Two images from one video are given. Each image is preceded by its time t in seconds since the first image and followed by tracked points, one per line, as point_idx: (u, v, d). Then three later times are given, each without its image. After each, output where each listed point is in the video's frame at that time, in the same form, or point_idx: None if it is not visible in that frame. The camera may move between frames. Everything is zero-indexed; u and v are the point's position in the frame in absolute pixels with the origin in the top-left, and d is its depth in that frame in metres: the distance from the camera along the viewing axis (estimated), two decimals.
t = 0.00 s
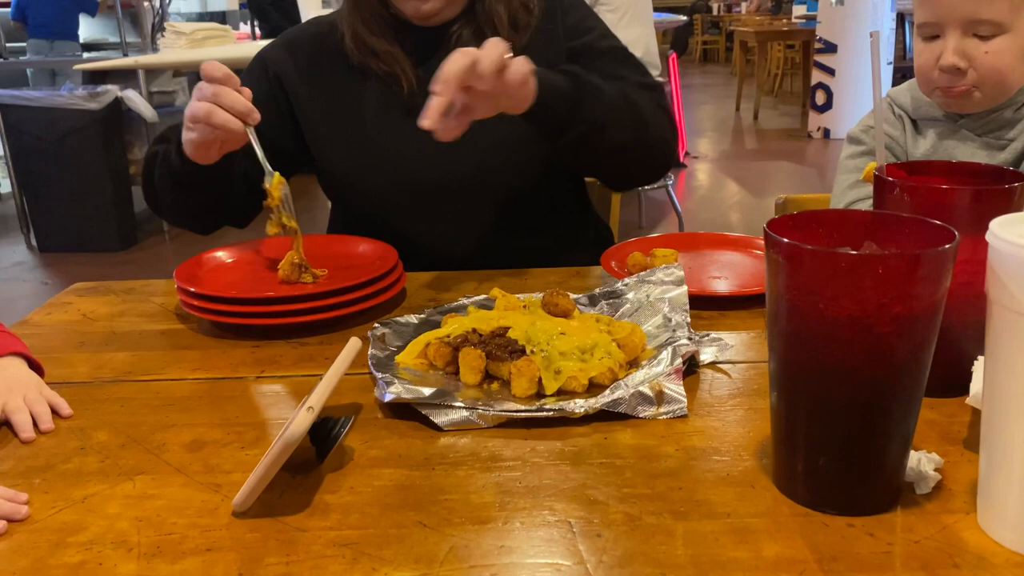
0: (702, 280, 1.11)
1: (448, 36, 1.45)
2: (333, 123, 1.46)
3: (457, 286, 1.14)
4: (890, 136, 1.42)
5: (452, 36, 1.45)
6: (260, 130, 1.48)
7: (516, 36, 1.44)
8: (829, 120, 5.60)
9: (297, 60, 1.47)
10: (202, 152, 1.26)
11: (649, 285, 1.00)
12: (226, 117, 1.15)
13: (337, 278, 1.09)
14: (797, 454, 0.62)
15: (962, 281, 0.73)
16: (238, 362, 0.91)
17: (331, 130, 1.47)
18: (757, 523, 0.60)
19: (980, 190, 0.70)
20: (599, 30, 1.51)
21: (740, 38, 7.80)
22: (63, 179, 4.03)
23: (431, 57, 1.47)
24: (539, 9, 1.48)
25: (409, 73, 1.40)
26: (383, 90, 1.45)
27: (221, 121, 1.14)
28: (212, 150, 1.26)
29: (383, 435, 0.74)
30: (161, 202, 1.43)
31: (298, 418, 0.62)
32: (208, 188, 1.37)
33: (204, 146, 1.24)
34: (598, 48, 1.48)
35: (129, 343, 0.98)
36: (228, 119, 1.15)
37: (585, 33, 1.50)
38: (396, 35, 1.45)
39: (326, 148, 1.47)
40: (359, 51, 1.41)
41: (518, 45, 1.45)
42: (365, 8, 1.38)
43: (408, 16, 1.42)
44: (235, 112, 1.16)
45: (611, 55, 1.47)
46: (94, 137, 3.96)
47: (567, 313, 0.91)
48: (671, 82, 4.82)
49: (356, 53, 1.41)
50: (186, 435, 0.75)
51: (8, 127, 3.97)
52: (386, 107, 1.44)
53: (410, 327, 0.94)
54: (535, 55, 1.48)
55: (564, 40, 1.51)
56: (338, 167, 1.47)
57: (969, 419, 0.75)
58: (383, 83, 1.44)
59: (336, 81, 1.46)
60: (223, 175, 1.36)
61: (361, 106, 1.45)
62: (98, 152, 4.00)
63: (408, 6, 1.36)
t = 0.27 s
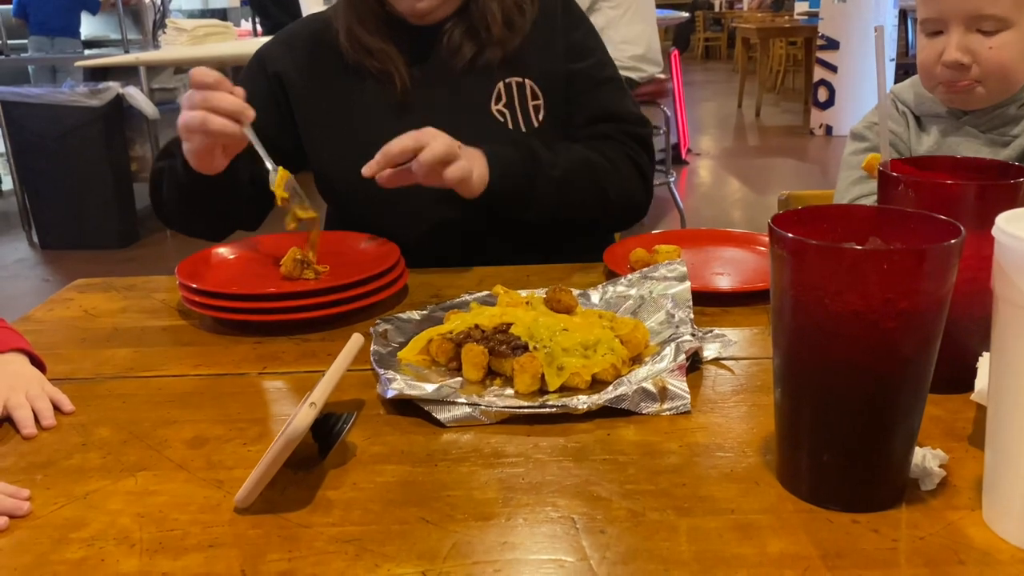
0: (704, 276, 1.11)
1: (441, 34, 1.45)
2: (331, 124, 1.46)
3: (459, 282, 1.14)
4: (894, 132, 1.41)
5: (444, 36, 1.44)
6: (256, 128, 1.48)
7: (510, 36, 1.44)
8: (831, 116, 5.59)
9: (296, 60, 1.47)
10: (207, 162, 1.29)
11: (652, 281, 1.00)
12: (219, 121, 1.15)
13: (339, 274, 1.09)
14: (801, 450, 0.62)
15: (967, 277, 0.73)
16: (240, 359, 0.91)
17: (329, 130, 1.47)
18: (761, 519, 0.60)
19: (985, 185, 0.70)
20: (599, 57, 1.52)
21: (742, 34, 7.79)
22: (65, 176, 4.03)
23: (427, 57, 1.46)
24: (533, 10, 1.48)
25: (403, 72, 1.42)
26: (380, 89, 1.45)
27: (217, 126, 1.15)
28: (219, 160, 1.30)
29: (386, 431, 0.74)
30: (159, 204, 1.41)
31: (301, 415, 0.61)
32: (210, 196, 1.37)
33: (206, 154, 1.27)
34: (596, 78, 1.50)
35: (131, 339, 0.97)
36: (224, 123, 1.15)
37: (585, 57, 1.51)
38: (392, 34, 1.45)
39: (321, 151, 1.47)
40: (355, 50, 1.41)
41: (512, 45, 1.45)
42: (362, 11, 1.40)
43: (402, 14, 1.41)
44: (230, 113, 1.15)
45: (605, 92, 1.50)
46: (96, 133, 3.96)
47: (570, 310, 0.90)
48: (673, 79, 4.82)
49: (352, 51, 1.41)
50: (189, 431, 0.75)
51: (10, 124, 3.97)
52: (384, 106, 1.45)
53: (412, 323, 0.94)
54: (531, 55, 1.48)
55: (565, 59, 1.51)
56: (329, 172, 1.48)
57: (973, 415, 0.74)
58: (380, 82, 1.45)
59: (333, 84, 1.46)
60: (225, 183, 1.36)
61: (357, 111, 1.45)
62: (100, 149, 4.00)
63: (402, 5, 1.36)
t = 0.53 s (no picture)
0: (707, 274, 1.11)
1: (435, 34, 1.45)
2: (329, 124, 1.47)
3: (461, 280, 1.14)
4: (896, 131, 1.40)
5: (438, 36, 1.45)
6: (251, 125, 1.47)
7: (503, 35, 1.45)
8: (832, 113, 5.58)
9: (292, 58, 1.46)
10: (185, 240, 1.08)
11: (655, 279, 1.00)
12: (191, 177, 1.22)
13: (342, 271, 1.09)
14: (803, 447, 0.62)
15: (969, 275, 0.73)
16: (243, 356, 0.91)
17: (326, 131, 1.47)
18: (763, 516, 0.60)
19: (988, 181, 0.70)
20: (595, 58, 1.51)
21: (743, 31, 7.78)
22: (66, 173, 4.03)
23: (423, 57, 1.46)
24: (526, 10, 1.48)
25: (397, 73, 1.42)
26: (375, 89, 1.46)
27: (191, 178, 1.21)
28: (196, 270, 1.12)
29: (389, 428, 0.74)
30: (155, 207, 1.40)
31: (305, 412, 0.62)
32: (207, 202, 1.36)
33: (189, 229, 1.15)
34: (590, 81, 1.48)
35: (134, 337, 0.98)
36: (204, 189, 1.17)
37: (581, 58, 1.50)
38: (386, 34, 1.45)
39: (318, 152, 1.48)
40: (349, 50, 1.41)
41: (505, 45, 1.45)
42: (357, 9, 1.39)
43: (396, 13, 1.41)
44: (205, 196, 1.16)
45: (599, 95, 1.48)
46: (97, 130, 3.96)
47: (572, 307, 0.91)
48: (674, 76, 4.81)
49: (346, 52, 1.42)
50: (193, 429, 0.76)
51: (12, 122, 3.97)
52: (379, 107, 1.45)
53: (415, 321, 0.94)
54: (525, 55, 1.48)
55: (562, 60, 1.50)
56: (324, 170, 1.49)
57: (975, 412, 0.74)
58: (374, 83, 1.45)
59: (329, 83, 1.46)
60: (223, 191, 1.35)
61: (353, 111, 1.46)
62: (101, 147, 4.00)
63: (398, 4, 1.34)
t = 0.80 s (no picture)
0: (707, 271, 1.11)
1: (434, 32, 1.46)
2: (327, 122, 1.47)
3: (463, 277, 1.14)
4: (896, 127, 1.41)
5: (436, 34, 1.45)
6: (248, 123, 1.48)
7: (501, 32, 1.45)
8: (834, 110, 5.57)
9: (289, 57, 1.47)
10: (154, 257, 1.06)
11: (656, 276, 1.00)
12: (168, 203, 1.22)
13: (343, 268, 1.09)
14: (805, 443, 0.62)
15: (970, 271, 0.73)
16: (245, 353, 0.91)
17: (323, 129, 1.47)
18: (764, 512, 0.60)
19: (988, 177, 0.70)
20: (595, 55, 1.50)
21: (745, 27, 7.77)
22: (68, 170, 4.03)
23: (421, 55, 1.47)
24: (524, 8, 1.48)
25: (394, 70, 1.42)
26: (374, 86, 1.45)
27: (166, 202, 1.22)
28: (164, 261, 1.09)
29: (390, 424, 0.74)
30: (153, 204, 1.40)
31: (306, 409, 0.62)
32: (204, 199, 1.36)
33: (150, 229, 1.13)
34: (589, 78, 1.48)
35: (136, 334, 0.98)
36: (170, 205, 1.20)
37: (579, 55, 1.49)
38: (384, 31, 1.45)
39: (316, 150, 1.48)
40: (347, 47, 1.41)
41: (503, 42, 1.46)
42: (355, 6, 1.40)
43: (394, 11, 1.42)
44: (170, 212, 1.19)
45: (598, 93, 1.47)
46: (98, 127, 3.96)
47: (573, 304, 0.90)
48: (676, 73, 4.81)
49: (344, 49, 1.42)
50: (195, 425, 0.76)
51: (13, 119, 3.98)
52: (376, 104, 1.45)
53: (415, 318, 0.94)
54: (524, 53, 1.48)
55: (560, 58, 1.49)
56: (322, 168, 1.49)
57: (976, 409, 0.74)
58: (373, 81, 1.45)
59: (327, 81, 1.46)
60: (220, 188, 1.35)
61: (351, 109, 1.46)
62: (103, 144, 4.00)
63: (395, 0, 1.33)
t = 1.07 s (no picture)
0: (708, 269, 1.11)
1: (433, 30, 1.46)
2: (327, 120, 1.47)
3: (463, 275, 1.14)
4: (896, 126, 1.43)
5: (434, 33, 1.45)
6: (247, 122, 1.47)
7: (500, 30, 1.45)
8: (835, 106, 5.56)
9: (287, 53, 1.46)
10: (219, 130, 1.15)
11: (657, 274, 1.00)
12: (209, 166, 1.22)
13: (345, 266, 1.09)
14: (805, 442, 0.62)
15: (971, 270, 0.73)
16: (246, 351, 0.92)
17: (321, 127, 1.47)
18: (764, 510, 0.61)
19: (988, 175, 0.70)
20: (593, 50, 1.49)
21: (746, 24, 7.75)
22: (69, 168, 4.04)
23: (419, 53, 1.47)
24: (522, 5, 1.48)
25: (392, 69, 1.43)
26: (372, 84, 1.45)
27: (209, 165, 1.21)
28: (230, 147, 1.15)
29: (391, 423, 0.75)
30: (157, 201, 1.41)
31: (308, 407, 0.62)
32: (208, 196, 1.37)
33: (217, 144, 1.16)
34: (586, 74, 1.47)
35: (138, 332, 0.98)
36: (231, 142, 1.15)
37: (576, 51, 1.49)
38: (382, 28, 1.45)
39: (316, 148, 1.48)
40: (344, 45, 1.41)
41: (501, 40, 1.45)
42: (353, 3, 1.39)
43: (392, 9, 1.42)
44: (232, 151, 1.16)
45: (595, 88, 1.47)
46: (99, 125, 3.96)
47: (574, 302, 0.90)
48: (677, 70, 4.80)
49: (341, 47, 1.42)
50: (197, 423, 0.76)
51: (15, 117, 3.98)
52: (375, 101, 1.45)
53: (416, 316, 0.94)
54: (522, 50, 1.48)
55: (557, 54, 1.49)
56: (322, 165, 1.49)
57: (976, 407, 0.75)
58: (371, 78, 1.45)
59: (325, 79, 1.46)
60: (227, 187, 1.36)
61: (350, 107, 1.46)
62: (104, 141, 4.00)
63: None
